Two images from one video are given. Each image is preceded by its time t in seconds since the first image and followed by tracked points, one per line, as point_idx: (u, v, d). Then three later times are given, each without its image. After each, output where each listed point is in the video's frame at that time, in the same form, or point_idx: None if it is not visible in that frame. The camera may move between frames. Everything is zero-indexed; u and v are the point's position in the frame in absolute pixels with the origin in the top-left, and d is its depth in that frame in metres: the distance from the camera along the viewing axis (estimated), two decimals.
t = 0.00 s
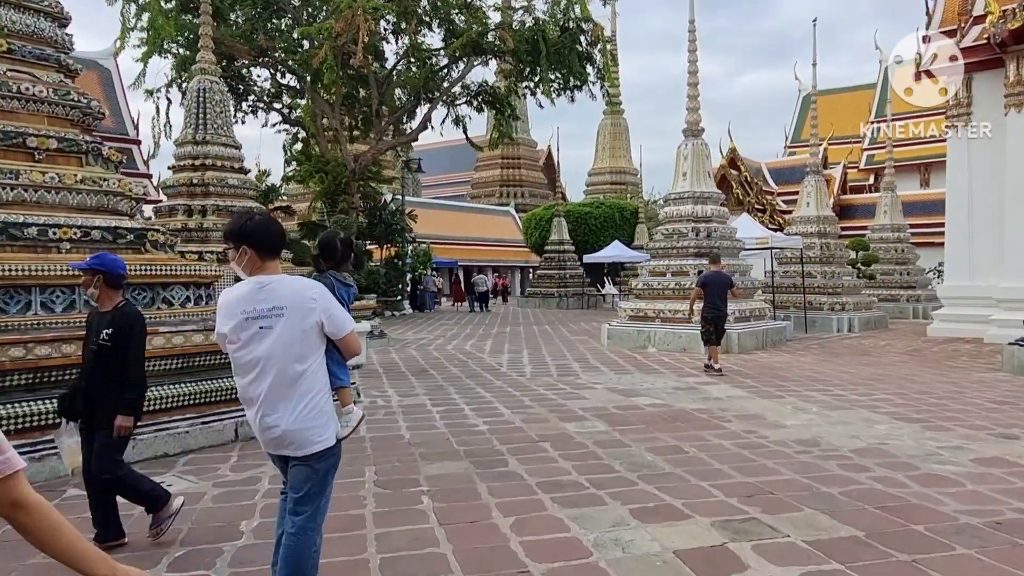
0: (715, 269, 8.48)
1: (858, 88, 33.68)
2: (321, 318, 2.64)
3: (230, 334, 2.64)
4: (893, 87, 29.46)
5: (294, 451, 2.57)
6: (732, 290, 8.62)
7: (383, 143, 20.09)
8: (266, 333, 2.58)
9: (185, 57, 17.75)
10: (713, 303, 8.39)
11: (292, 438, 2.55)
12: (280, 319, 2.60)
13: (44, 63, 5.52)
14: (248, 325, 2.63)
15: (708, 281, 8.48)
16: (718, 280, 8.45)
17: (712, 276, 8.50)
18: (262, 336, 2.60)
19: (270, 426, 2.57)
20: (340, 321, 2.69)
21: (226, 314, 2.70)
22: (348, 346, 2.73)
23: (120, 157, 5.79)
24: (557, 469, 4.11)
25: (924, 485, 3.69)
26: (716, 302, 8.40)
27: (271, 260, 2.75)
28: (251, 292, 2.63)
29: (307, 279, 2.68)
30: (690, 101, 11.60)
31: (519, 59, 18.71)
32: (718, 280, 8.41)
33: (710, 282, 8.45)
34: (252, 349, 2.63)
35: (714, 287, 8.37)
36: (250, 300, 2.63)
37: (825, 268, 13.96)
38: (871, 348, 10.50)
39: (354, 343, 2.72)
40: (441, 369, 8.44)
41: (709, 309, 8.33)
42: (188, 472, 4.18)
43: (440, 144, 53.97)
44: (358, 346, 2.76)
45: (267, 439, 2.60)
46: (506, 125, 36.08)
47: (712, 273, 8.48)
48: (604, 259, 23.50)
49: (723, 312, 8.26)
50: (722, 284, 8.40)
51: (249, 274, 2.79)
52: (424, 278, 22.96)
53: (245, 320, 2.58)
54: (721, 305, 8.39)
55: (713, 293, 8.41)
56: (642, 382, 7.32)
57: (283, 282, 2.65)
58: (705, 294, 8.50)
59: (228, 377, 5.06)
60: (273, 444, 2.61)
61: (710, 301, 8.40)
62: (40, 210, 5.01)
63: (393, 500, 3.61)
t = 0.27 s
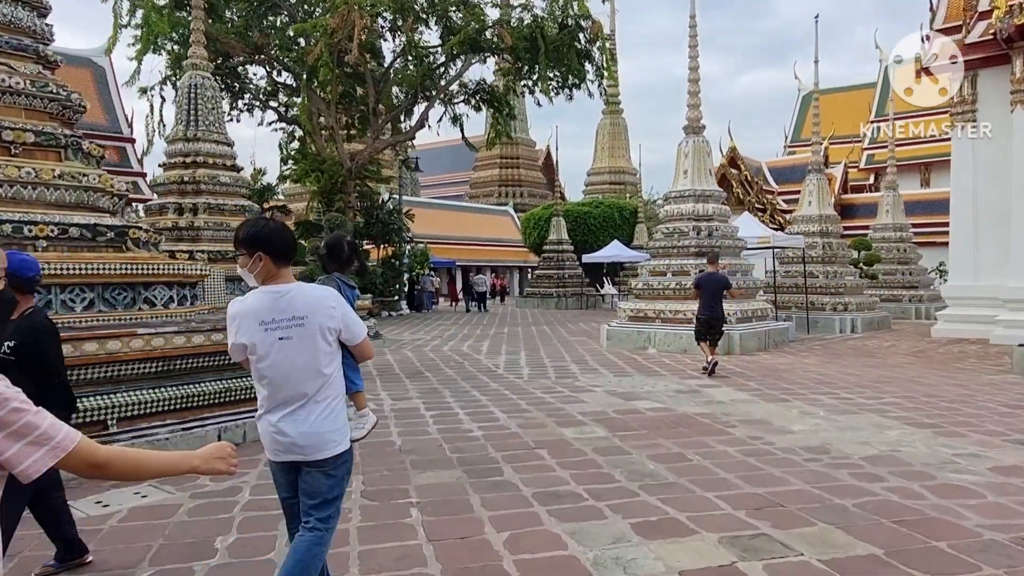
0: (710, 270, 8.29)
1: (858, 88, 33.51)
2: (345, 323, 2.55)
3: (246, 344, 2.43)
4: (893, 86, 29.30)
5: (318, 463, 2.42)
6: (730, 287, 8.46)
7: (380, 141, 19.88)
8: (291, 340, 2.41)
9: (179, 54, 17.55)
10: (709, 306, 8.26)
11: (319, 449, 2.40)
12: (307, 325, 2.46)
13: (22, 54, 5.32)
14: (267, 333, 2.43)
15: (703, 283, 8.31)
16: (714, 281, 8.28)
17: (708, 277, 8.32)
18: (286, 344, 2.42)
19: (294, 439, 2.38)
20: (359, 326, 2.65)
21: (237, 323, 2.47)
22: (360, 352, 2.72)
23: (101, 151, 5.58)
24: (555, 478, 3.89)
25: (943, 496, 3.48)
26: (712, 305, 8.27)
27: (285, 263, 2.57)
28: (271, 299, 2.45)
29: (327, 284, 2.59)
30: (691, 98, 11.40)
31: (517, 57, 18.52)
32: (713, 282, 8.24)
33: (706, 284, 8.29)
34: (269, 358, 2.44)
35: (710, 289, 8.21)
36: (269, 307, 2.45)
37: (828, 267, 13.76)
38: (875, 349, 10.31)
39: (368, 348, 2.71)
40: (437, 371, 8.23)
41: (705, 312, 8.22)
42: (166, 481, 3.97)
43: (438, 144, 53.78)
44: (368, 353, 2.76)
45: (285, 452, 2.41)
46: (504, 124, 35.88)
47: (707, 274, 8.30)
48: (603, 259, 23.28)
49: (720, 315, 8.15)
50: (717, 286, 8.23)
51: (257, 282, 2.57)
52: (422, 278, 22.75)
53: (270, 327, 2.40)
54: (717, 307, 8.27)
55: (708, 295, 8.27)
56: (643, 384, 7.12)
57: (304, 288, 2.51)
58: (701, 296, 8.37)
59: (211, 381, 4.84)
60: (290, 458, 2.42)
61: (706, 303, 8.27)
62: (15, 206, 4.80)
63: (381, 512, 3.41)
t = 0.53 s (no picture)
0: (706, 271, 8.13)
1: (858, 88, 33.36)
2: (348, 320, 2.76)
3: (255, 336, 2.61)
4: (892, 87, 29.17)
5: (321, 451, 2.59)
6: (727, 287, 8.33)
7: (376, 142, 19.68)
8: (298, 333, 2.61)
9: (172, 54, 17.35)
10: (707, 308, 8.15)
11: (322, 437, 2.58)
12: (314, 319, 2.65)
13: None
14: (275, 327, 2.63)
15: (700, 285, 8.16)
16: (711, 283, 8.13)
17: (705, 279, 8.16)
18: (293, 336, 2.62)
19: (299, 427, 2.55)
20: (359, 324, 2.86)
21: (245, 317, 2.65)
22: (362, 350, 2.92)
23: (81, 150, 5.40)
24: (548, 492, 3.72)
25: (955, 512, 3.32)
26: (710, 307, 8.14)
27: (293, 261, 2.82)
28: (279, 293, 2.65)
29: (332, 282, 2.80)
30: (690, 97, 11.20)
31: (514, 56, 18.35)
32: (710, 285, 8.09)
33: (703, 286, 8.13)
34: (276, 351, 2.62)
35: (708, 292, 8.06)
36: (277, 301, 2.65)
37: (829, 269, 13.59)
38: (877, 352, 10.16)
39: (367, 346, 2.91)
40: (431, 375, 8.05)
41: (703, 314, 8.10)
42: (141, 495, 3.78)
43: (436, 145, 53.62)
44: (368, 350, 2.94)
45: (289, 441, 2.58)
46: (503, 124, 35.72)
47: (703, 275, 8.15)
48: (602, 260, 23.08)
49: (717, 319, 8.05)
50: (715, 288, 8.09)
51: (266, 277, 2.83)
52: (419, 280, 22.55)
53: (279, 320, 2.59)
54: (715, 308, 8.16)
55: (706, 298, 8.13)
56: (642, 389, 6.95)
57: (310, 285, 2.72)
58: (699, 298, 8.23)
59: (192, 388, 4.66)
60: (293, 447, 2.58)
61: (704, 305, 8.15)
62: None
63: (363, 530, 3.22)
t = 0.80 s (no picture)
0: (700, 270, 7.94)
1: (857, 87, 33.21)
2: (350, 321, 2.78)
3: (261, 337, 2.57)
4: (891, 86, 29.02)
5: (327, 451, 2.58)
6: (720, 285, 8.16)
7: (370, 140, 19.49)
8: (305, 334, 2.61)
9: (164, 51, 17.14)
10: (700, 308, 7.99)
11: (329, 438, 2.57)
12: (320, 320, 2.65)
13: None
14: (280, 328, 2.60)
15: (694, 284, 7.98)
16: (705, 283, 7.96)
17: (698, 278, 7.98)
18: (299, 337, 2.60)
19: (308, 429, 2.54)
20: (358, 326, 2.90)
21: (247, 317, 2.60)
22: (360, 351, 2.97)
23: (53, 143, 5.20)
24: (534, 501, 3.52)
25: (963, 523, 3.13)
26: (703, 307, 7.98)
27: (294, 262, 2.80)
28: (284, 294, 2.63)
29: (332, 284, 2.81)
30: (688, 93, 11.00)
31: (510, 54, 18.17)
32: (704, 285, 7.92)
33: (697, 286, 7.96)
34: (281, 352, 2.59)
35: (701, 292, 7.89)
36: (282, 302, 2.62)
37: (828, 268, 13.41)
38: (877, 352, 9.98)
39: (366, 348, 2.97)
40: (421, 377, 7.86)
41: (696, 314, 7.94)
42: (104, 504, 3.58)
43: (434, 145, 53.42)
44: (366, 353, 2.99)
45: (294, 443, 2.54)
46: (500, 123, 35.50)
47: (697, 274, 7.97)
48: (599, 260, 22.88)
49: (711, 319, 7.90)
50: (709, 288, 7.92)
51: (266, 278, 2.78)
52: (415, 279, 22.36)
53: (286, 320, 2.57)
54: (709, 308, 7.99)
55: (700, 297, 7.96)
56: (636, 391, 6.77)
57: (313, 285, 2.72)
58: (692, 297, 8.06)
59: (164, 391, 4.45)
60: (299, 449, 2.54)
61: (698, 305, 7.98)
62: None
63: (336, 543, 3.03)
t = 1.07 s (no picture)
0: (693, 270, 7.77)
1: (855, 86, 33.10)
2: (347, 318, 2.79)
3: (259, 340, 2.55)
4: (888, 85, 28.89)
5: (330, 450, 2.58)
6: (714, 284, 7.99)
7: (364, 137, 19.29)
8: (304, 333, 2.60)
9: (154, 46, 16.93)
10: (693, 308, 7.82)
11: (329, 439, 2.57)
12: (318, 319, 2.66)
13: None
14: (279, 328, 2.59)
15: (687, 283, 7.81)
16: (698, 282, 7.78)
17: (691, 277, 7.81)
18: (299, 336, 2.60)
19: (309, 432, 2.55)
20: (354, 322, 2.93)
21: (245, 320, 2.59)
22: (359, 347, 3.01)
23: (22, 137, 4.99)
24: (520, 516, 3.34)
25: (974, 541, 2.95)
26: (697, 307, 7.81)
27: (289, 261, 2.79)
28: (281, 294, 2.63)
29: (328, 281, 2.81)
30: (684, 89, 10.79)
31: (505, 50, 18.01)
32: (697, 284, 7.74)
33: (690, 285, 7.78)
34: (281, 352, 2.59)
35: (694, 292, 7.72)
36: (279, 302, 2.62)
37: (826, 268, 13.24)
38: (876, 354, 9.81)
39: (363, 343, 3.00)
40: (410, 379, 7.67)
41: (688, 313, 7.78)
42: (64, 519, 3.39)
43: (430, 143, 53.23)
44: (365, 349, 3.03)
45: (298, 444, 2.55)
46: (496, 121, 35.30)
47: (690, 273, 7.79)
48: (596, 259, 22.69)
49: (704, 319, 7.74)
50: (702, 287, 7.74)
51: (260, 278, 2.76)
52: (409, 278, 22.21)
53: (286, 320, 2.56)
54: (702, 308, 7.83)
55: (693, 297, 7.79)
56: (630, 394, 6.59)
57: (310, 282, 2.72)
58: (685, 296, 7.89)
59: (134, 397, 4.25)
60: (298, 451, 2.55)
61: (691, 305, 7.81)
62: None
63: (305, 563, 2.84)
